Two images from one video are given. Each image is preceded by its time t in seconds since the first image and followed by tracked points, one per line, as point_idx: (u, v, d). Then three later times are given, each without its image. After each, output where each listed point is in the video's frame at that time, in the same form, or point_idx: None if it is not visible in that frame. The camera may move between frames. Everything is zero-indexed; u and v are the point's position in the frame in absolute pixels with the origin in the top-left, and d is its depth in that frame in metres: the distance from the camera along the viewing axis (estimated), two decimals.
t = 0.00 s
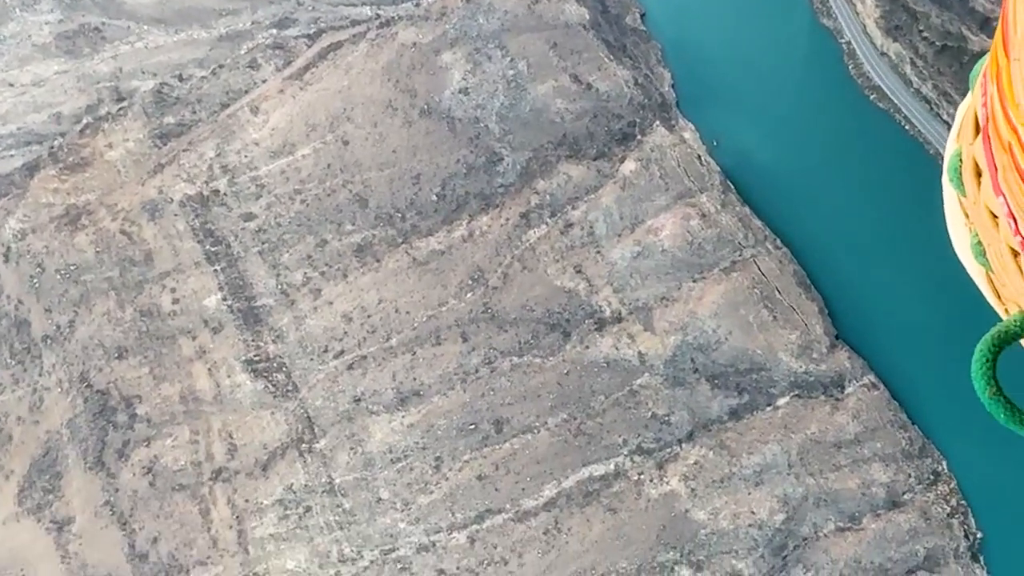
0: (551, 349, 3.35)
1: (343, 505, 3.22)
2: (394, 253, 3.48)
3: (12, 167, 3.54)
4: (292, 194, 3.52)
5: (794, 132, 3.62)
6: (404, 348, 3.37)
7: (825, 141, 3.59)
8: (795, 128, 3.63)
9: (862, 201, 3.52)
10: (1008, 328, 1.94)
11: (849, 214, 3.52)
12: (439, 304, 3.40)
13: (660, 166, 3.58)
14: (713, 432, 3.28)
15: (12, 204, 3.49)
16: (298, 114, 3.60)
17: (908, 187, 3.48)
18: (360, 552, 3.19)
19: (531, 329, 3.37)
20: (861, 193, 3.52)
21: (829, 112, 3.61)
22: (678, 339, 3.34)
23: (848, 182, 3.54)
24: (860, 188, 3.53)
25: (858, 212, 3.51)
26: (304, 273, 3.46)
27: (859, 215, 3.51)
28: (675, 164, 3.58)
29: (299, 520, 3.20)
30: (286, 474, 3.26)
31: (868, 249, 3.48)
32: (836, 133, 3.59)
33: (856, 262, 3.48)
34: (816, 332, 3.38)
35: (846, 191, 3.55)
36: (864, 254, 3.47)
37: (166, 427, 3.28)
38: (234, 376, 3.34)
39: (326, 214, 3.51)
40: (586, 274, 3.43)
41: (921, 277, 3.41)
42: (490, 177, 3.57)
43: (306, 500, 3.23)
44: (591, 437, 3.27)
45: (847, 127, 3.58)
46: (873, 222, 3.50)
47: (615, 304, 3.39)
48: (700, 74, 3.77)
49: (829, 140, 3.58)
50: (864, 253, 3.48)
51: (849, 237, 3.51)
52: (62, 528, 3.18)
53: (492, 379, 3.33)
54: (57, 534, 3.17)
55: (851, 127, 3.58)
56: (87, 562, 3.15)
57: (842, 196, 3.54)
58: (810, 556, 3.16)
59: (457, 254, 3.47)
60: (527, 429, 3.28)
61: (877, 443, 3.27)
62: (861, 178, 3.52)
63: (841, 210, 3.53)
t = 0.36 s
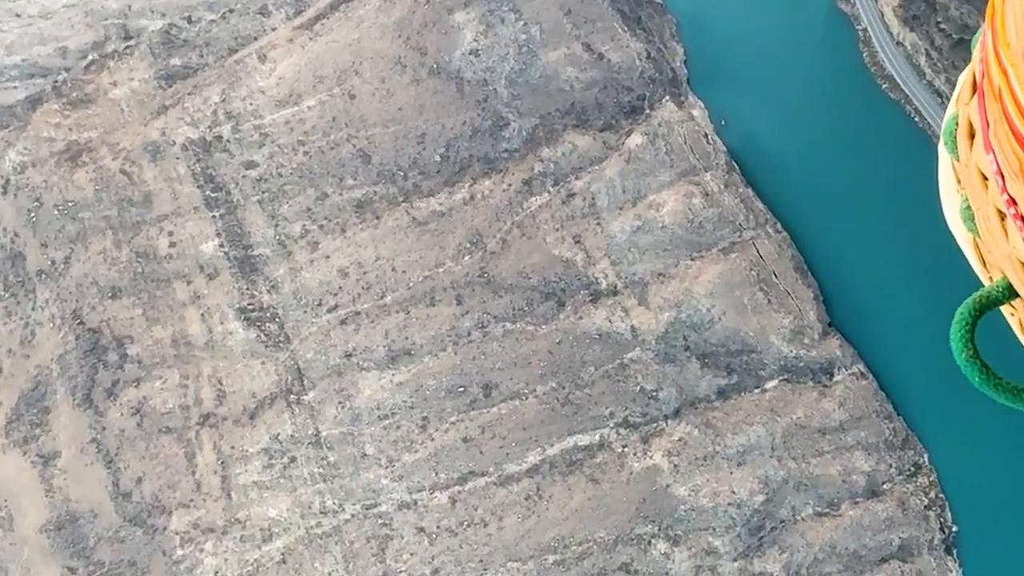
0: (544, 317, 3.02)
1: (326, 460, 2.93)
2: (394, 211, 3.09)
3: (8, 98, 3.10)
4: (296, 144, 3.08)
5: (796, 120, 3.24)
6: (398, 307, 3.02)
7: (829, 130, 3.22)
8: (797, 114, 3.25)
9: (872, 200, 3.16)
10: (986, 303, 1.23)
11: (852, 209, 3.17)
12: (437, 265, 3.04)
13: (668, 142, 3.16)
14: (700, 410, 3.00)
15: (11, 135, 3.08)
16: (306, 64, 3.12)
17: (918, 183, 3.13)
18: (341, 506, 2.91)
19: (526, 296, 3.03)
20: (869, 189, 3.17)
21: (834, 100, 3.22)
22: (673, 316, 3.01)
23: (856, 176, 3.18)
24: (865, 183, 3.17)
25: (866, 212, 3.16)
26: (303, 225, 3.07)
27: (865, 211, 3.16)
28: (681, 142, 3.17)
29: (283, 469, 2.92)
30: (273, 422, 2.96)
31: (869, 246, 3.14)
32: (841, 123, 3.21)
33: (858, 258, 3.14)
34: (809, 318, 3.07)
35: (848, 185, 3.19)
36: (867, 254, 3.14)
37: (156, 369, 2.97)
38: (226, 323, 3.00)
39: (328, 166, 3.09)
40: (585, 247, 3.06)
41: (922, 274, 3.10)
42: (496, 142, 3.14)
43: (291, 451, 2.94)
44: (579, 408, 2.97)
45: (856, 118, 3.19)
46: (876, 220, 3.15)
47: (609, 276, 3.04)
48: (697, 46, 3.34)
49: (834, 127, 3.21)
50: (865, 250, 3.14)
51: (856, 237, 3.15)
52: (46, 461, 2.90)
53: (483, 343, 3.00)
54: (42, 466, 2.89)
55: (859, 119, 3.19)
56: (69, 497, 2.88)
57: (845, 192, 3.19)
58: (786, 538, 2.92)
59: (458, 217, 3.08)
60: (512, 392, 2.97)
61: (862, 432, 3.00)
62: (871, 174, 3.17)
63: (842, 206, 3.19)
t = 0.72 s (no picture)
0: (542, 287, 2.99)
1: (315, 413, 2.94)
2: (398, 169, 3.06)
3: (18, 30, 3.05)
4: (304, 96, 3.04)
5: (809, 102, 3.22)
6: (398, 266, 3.00)
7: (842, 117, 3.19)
8: (810, 97, 3.22)
9: (874, 192, 3.16)
10: (968, 266, 1.67)
11: (855, 198, 3.17)
12: (437, 227, 3.01)
13: (678, 118, 3.06)
14: (689, 388, 3.00)
15: (18, 68, 3.03)
16: (320, 15, 3.05)
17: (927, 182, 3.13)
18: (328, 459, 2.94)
19: (525, 265, 3.00)
20: (874, 179, 3.16)
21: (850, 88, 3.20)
22: (670, 293, 2.96)
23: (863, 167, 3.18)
24: (872, 174, 3.17)
25: (869, 202, 3.16)
26: (306, 177, 3.05)
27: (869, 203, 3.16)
28: (690, 120, 3.08)
29: (272, 420, 2.93)
30: (265, 372, 2.96)
31: (868, 236, 3.15)
32: (854, 112, 3.19)
33: (855, 247, 3.15)
34: (805, 304, 3.04)
35: (853, 173, 3.18)
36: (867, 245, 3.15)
37: (152, 312, 2.97)
38: (224, 272, 2.99)
39: (335, 121, 3.05)
40: (587, 219, 3.01)
41: (921, 268, 3.11)
42: (504, 108, 3.09)
43: (281, 402, 2.95)
44: (570, 377, 2.96)
45: (869, 107, 3.18)
46: (879, 212, 3.15)
47: (608, 250, 3.00)
48: (716, 21, 3.27)
49: (846, 115, 3.19)
50: (862, 241, 3.15)
51: (857, 225, 3.15)
52: (38, 397, 2.91)
53: (479, 308, 2.98)
54: (32, 401, 2.90)
55: (871, 107, 3.18)
56: (59, 434, 2.89)
57: (850, 180, 3.18)
58: (766, 519, 2.94)
59: (461, 179, 3.04)
60: (505, 357, 2.97)
61: (848, 420, 2.99)
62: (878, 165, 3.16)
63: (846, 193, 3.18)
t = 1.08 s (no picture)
0: (542, 251, 2.80)
1: (310, 361, 2.73)
2: (407, 124, 2.86)
3: None
4: (315, 42, 2.84)
5: (824, 82, 2.99)
6: (399, 221, 2.80)
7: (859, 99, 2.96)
8: (824, 78, 2.99)
9: (888, 179, 2.92)
10: (961, 206, 1.67)
11: (867, 184, 2.94)
12: (442, 183, 2.82)
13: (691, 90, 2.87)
14: (682, 362, 2.80)
15: None
16: None
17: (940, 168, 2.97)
18: (319, 409, 2.71)
19: (527, 228, 2.81)
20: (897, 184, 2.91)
21: (867, 71, 2.96)
22: (670, 267, 2.77)
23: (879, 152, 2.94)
24: (886, 160, 2.92)
25: (882, 188, 2.92)
26: (313, 125, 2.85)
27: (882, 189, 2.92)
28: (704, 93, 2.88)
29: (266, 365, 2.71)
30: (261, 318, 2.74)
31: (878, 226, 2.92)
32: (871, 95, 2.95)
33: (863, 236, 2.92)
34: (805, 286, 2.83)
35: (868, 159, 2.94)
36: (878, 234, 2.92)
37: (151, 251, 2.75)
38: (225, 215, 2.78)
39: (346, 71, 2.85)
40: (593, 186, 2.82)
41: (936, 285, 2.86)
42: (517, 68, 2.90)
43: (275, 348, 2.73)
44: (564, 343, 2.76)
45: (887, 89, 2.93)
46: (892, 199, 2.92)
47: (611, 220, 2.81)
48: None
49: (861, 99, 2.95)
50: (873, 231, 2.92)
51: (867, 213, 2.92)
52: (34, 326, 2.67)
53: (479, 269, 2.79)
54: (29, 330, 2.66)
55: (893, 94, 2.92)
56: (53, 365, 2.65)
57: (864, 166, 2.94)
58: (749, 496, 2.73)
59: (469, 137, 2.85)
60: (501, 320, 2.77)
61: (838, 405, 2.78)
62: (893, 151, 2.92)
63: (859, 179, 2.94)
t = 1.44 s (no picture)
0: (548, 218, 2.78)
1: (310, 314, 2.73)
2: (420, 82, 2.83)
3: None
4: None
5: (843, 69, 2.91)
6: (407, 178, 2.79)
7: (866, 93, 2.88)
8: (843, 63, 2.91)
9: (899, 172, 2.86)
10: (963, 163, 1.63)
11: (875, 176, 2.89)
12: (452, 144, 2.80)
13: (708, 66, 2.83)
14: (679, 337, 2.81)
15: None
16: None
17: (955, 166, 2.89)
18: (315, 360, 2.72)
19: (534, 194, 2.79)
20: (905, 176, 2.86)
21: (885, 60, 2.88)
22: (675, 242, 2.76)
23: (882, 148, 2.88)
24: (892, 155, 2.86)
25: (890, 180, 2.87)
26: (326, 77, 2.81)
27: (888, 185, 2.86)
28: (721, 69, 2.84)
29: (265, 314, 2.71)
30: (264, 267, 2.73)
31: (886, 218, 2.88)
32: (879, 87, 2.86)
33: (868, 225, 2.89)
34: (808, 271, 2.82)
35: (873, 154, 2.88)
36: (884, 231, 2.87)
37: (157, 193, 2.73)
38: (233, 162, 2.76)
39: (361, 23, 2.79)
40: (603, 156, 2.80)
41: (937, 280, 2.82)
42: (534, 32, 2.83)
43: (275, 297, 2.73)
44: (564, 312, 2.75)
45: (895, 82, 2.84)
46: (897, 195, 2.85)
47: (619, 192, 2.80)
48: None
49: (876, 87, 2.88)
50: (880, 222, 2.88)
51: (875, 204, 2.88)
52: (36, 261, 2.65)
53: (483, 232, 2.77)
54: (30, 265, 2.64)
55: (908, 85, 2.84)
56: (53, 300, 2.63)
57: (867, 162, 2.90)
58: (736, 475, 2.75)
59: (482, 99, 2.82)
60: (502, 284, 2.76)
61: (831, 390, 2.79)
62: (894, 146, 2.86)
63: (865, 175, 2.90)
